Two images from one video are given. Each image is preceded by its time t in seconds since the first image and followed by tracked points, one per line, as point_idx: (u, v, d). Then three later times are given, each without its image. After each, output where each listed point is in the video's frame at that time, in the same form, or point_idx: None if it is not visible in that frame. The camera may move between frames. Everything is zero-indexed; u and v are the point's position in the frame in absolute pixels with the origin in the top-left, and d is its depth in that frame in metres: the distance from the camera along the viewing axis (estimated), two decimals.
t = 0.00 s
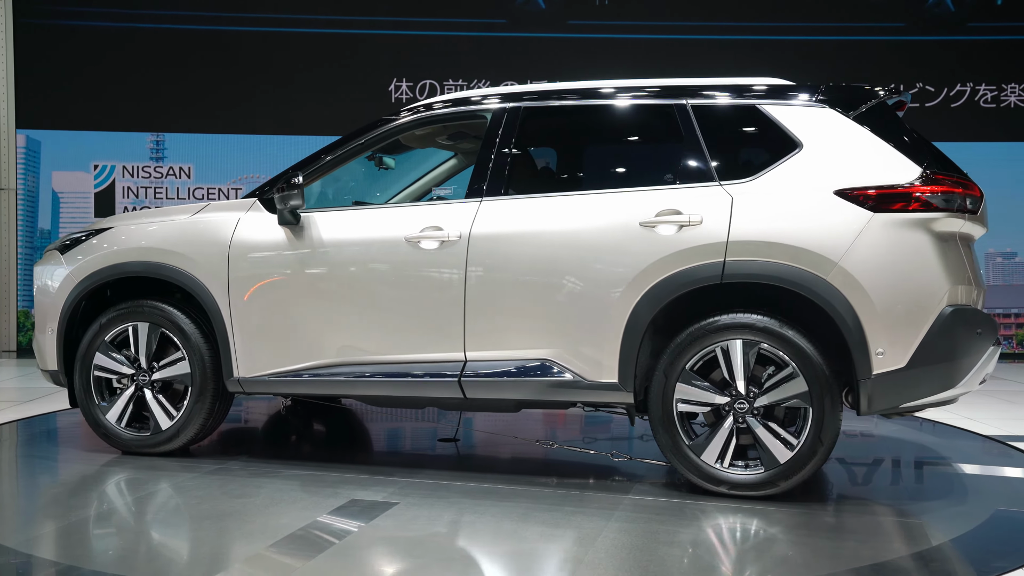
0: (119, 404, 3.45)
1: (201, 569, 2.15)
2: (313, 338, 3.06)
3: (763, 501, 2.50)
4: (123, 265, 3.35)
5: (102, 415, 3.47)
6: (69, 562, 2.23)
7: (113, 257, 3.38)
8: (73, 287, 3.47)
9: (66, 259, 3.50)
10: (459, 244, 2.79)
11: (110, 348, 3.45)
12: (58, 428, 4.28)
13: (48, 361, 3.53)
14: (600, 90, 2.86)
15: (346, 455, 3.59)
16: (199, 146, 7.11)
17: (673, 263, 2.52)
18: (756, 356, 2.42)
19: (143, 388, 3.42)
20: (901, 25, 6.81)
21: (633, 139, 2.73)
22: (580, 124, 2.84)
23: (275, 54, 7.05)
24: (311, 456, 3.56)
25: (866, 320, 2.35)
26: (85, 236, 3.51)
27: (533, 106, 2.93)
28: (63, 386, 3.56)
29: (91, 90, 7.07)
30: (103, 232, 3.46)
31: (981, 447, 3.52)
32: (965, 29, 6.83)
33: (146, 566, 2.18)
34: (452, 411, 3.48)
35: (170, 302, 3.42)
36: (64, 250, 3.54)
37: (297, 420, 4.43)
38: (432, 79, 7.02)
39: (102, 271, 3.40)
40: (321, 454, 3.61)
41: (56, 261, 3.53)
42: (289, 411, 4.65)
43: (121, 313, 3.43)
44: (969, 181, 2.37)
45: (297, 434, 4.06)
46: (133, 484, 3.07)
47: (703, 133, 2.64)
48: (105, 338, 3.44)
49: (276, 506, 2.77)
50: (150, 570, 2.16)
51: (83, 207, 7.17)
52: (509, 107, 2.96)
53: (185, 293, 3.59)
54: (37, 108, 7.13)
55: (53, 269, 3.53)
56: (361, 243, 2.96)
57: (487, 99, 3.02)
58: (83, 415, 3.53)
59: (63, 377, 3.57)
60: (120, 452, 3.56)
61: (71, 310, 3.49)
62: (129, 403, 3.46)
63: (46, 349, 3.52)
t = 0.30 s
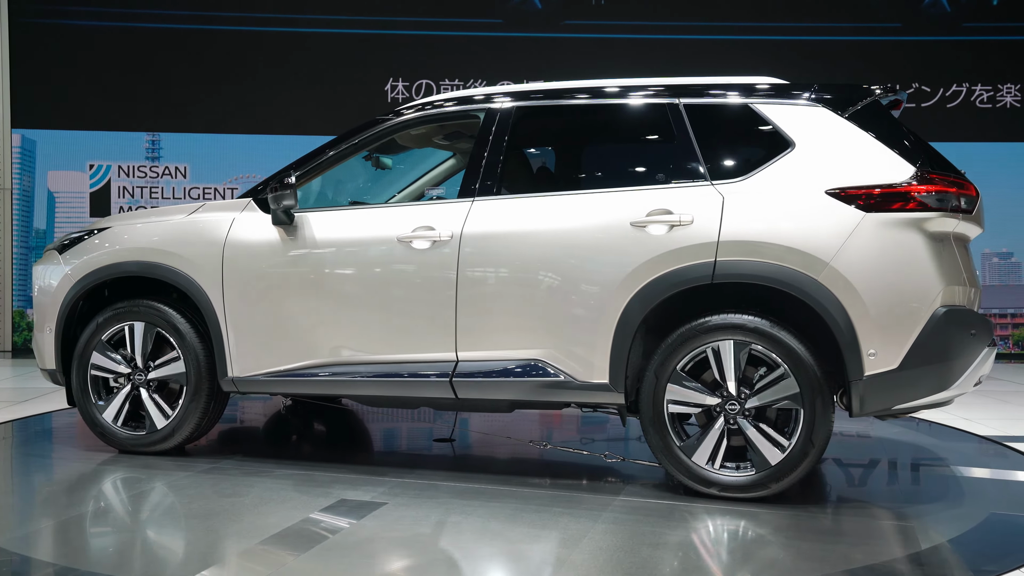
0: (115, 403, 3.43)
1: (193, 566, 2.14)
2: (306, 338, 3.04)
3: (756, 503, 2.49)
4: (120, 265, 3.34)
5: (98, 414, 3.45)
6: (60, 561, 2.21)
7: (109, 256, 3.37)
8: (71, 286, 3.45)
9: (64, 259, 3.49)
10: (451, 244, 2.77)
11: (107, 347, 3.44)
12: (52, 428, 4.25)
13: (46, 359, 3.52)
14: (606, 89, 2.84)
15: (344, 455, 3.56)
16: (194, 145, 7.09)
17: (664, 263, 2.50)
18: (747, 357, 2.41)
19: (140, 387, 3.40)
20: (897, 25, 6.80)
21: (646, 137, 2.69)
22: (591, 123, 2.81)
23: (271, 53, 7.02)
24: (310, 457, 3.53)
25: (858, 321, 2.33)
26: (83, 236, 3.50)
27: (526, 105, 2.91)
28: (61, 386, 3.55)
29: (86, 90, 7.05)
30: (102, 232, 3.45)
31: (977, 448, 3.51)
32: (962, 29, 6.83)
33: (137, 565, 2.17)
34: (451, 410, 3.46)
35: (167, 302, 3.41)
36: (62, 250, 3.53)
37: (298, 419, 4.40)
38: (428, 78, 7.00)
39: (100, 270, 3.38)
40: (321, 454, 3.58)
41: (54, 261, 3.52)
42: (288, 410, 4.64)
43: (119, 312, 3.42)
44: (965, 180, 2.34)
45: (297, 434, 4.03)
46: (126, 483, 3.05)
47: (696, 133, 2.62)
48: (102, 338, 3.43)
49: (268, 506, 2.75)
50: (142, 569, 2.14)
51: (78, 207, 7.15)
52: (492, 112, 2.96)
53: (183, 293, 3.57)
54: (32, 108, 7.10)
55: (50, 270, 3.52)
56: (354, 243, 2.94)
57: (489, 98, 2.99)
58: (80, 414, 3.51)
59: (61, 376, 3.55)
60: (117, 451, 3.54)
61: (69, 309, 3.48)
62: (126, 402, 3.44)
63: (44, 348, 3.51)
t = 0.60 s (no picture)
0: (112, 404, 3.41)
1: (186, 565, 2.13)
2: (300, 338, 3.03)
3: (749, 505, 2.48)
4: (117, 266, 3.33)
5: (95, 415, 3.44)
6: (53, 561, 2.19)
7: (107, 257, 3.36)
8: (68, 287, 3.44)
9: (63, 261, 3.47)
10: (443, 245, 2.76)
11: (104, 348, 3.42)
12: (49, 429, 4.24)
13: (45, 360, 3.51)
14: (612, 90, 2.80)
15: (344, 455, 3.56)
16: (191, 146, 7.07)
17: (655, 265, 2.49)
18: (738, 358, 2.40)
19: (136, 388, 3.38)
20: (893, 27, 6.80)
21: (638, 138, 2.68)
22: (589, 123, 2.78)
23: (266, 55, 7.01)
24: (311, 457, 3.52)
25: (849, 322, 2.32)
26: (82, 237, 3.49)
27: (519, 106, 2.90)
28: (59, 386, 3.53)
29: (82, 91, 7.04)
30: (100, 232, 3.45)
31: (973, 450, 3.51)
32: (958, 31, 6.82)
33: (131, 565, 2.15)
34: (447, 412, 3.45)
35: (163, 303, 3.39)
36: (61, 251, 3.52)
37: (298, 420, 4.40)
38: (425, 80, 7.00)
39: (98, 272, 3.37)
40: (323, 454, 3.58)
41: (52, 262, 3.51)
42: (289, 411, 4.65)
43: (116, 313, 3.40)
44: (959, 180, 2.33)
45: (298, 434, 4.03)
46: (121, 483, 3.04)
47: (688, 132, 2.61)
48: (98, 338, 3.41)
49: (261, 505, 2.74)
50: (135, 569, 2.13)
51: (75, 208, 7.14)
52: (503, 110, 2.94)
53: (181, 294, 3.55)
54: (27, 109, 7.07)
55: (49, 271, 3.51)
56: (348, 244, 2.93)
57: (493, 97, 2.97)
58: (78, 414, 3.50)
59: (59, 376, 3.54)
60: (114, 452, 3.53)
61: (67, 310, 3.47)
62: (123, 403, 3.43)
63: (43, 349, 3.51)
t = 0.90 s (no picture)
0: (109, 402, 3.41)
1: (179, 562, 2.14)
2: (293, 338, 3.01)
3: (741, 506, 2.47)
4: (113, 266, 3.32)
5: (92, 413, 3.44)
6: (43, 560, 2.18)
7: (103, 257, 3.35)
8: (65, 287, 3.43)
9: (61, 261, 3.45)
10: (434, 245, 2.75)
11: (101, 347, 3.41)
12: (42, 429, 4.22)
13: (43, 359, 3.50)
14: (617, 88, 2.76)
15: (344, 455, 3.53)
16: (186, 146, 7.06)
17: (645, 265, 2.48)
18: (728, 359, 2.39)
19: (132, 387, 3.37)
20: (889, 28, 6.80)
21: (631, 138, 2.67)
22: (582, 122, 2.77)
23: (261, 54, 6.99)
24: (311, 457, 3.48)
25: (838, 322, 2.31)
26: (81, 236, 3.47)
27: (511, 106, 2.89)
28: (57, 385, 3.53)
29: (76, 90, 7.01)
30: (97, 231, 3.44)
31: (967, 450, 3.51)
32: (954, 32, 6.82)
33: (124, 563, 2.14)
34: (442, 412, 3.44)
35: (158, 302, 3.37)
36: (60, 251, 3.50)
37: (298, 419, 4.39)
38: (421, 79, 6.98)
39: (95, 271, 3.35)
40: (323, 454, 3.55)
41: (48, 262, 3.50)
42: (287, 410, 4.63)
43: (112, 312, 3.39)
44: (954, 179, 2.31)
45: (298, 434, 4.02)
46: (116, 481, 3.03)
47: (679, 132, 2.59)
48: (95, 337, 3.40)
49: (253, 504, 2.73)
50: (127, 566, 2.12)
51: (70, 208, 7.12)
52: (502, 109, 2.91)
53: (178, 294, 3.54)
54: (21, 108, 7.04)
55: (48, 270, 3.49)
56: (340, 244, 2.92)
57: (494, 97, 2.94)
58: (75, 413, 3.49)
59: (57, 375, 3.54)
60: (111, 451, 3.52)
61: (64, 309, 3.45)
62: (119, 402, 3.42)
63: (41, 347, 3.50)
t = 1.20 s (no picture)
0: (104, 400, 3.40)
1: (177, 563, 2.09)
2: (285, 337, 3.00)
3: (732, 505, 2.46)
4: (108, 264, 3.31)
5: (88, 411, 3.43)
6: (35, 560, 2.15)
7: (99, 255, 3.34)
8: (62, 285, 3.43)
9: (57, 259, 3.46)
10: (425, 243, 2.74)
11: (97, 345, 3.41)
12: (36, 428, 4.21)
13: (40, 357, 3.50)
14: (620, 86, 2.72)
15: (343, 454, 3.52)
16: (182, 144, 7.06)
17: (635, 262, 2.47)
18: (717, 358, 2.38)
19: (127, 385, 3.36)
20: (884, 26, 6.80)
21: (624, 137, 2.67)
22: (576, 121, 2.77)
23: (255, 53, 6.96)
24: (310, 456, 3.47)
25: (827, 320, 2.30)
26: (77, 234, 3.46)
27: (503, 103, 2.88)
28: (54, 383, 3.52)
29: (69, 88, 6.99)
30: (95, 229, 3.44)
31: (962, 449, 3.51)
32: (949, 31, 6.83)
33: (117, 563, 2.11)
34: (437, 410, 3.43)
35: (153, 301, 3.36)
36: (56, 249, 3.50)
37: (298, 417, 4.38)
38: (416, 78, 6.97)
39: (90, 269, 3.35)
40: (322, 452, 3.54)
41: (48, 261, 3.50)
42: (287, 409, 4.62)
43: (108, 310, 3.38)
44: (944, 177, 2.30)
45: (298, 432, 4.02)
46: (113, 480, 3.00)
47: (670, 130, 2.58)
48: (91, 335, 3.40)
49: (243, 501, 2.71)
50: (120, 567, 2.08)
51: (63, 205, 7.15)
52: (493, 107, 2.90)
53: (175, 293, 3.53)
54: (13, 105, 7.01)
55: (45, 269, 3.50)
56: (332, 242, 2.90)
57: (498, 93, 2.90)
58: (71, 410, 3.48)
59: (54, 373, 3.53)
60: (107, 449, 3.51)
61: (60, 307, 3.45)
62: (115, 400, 3.41)
63: (38, 345, 3.50)
